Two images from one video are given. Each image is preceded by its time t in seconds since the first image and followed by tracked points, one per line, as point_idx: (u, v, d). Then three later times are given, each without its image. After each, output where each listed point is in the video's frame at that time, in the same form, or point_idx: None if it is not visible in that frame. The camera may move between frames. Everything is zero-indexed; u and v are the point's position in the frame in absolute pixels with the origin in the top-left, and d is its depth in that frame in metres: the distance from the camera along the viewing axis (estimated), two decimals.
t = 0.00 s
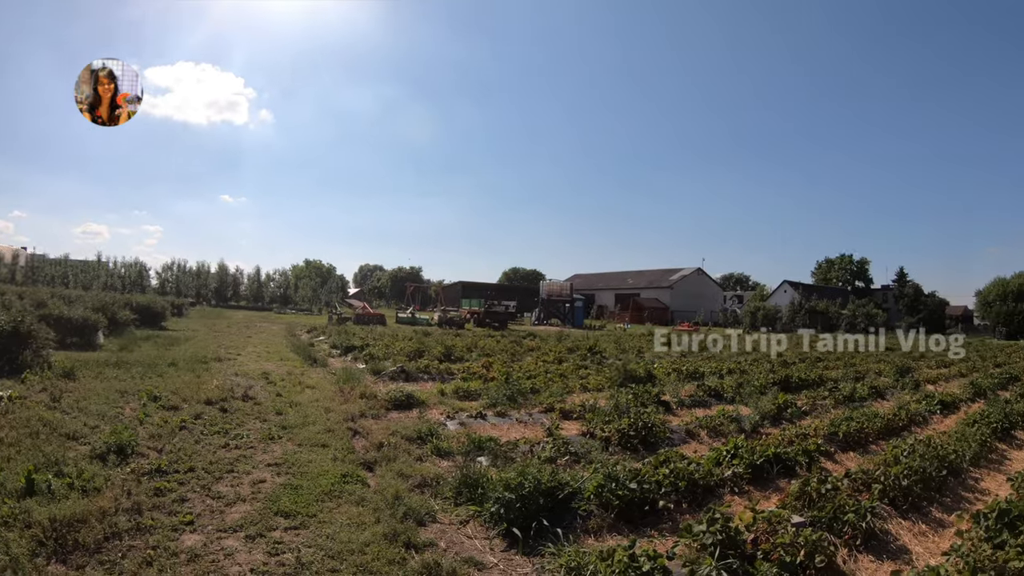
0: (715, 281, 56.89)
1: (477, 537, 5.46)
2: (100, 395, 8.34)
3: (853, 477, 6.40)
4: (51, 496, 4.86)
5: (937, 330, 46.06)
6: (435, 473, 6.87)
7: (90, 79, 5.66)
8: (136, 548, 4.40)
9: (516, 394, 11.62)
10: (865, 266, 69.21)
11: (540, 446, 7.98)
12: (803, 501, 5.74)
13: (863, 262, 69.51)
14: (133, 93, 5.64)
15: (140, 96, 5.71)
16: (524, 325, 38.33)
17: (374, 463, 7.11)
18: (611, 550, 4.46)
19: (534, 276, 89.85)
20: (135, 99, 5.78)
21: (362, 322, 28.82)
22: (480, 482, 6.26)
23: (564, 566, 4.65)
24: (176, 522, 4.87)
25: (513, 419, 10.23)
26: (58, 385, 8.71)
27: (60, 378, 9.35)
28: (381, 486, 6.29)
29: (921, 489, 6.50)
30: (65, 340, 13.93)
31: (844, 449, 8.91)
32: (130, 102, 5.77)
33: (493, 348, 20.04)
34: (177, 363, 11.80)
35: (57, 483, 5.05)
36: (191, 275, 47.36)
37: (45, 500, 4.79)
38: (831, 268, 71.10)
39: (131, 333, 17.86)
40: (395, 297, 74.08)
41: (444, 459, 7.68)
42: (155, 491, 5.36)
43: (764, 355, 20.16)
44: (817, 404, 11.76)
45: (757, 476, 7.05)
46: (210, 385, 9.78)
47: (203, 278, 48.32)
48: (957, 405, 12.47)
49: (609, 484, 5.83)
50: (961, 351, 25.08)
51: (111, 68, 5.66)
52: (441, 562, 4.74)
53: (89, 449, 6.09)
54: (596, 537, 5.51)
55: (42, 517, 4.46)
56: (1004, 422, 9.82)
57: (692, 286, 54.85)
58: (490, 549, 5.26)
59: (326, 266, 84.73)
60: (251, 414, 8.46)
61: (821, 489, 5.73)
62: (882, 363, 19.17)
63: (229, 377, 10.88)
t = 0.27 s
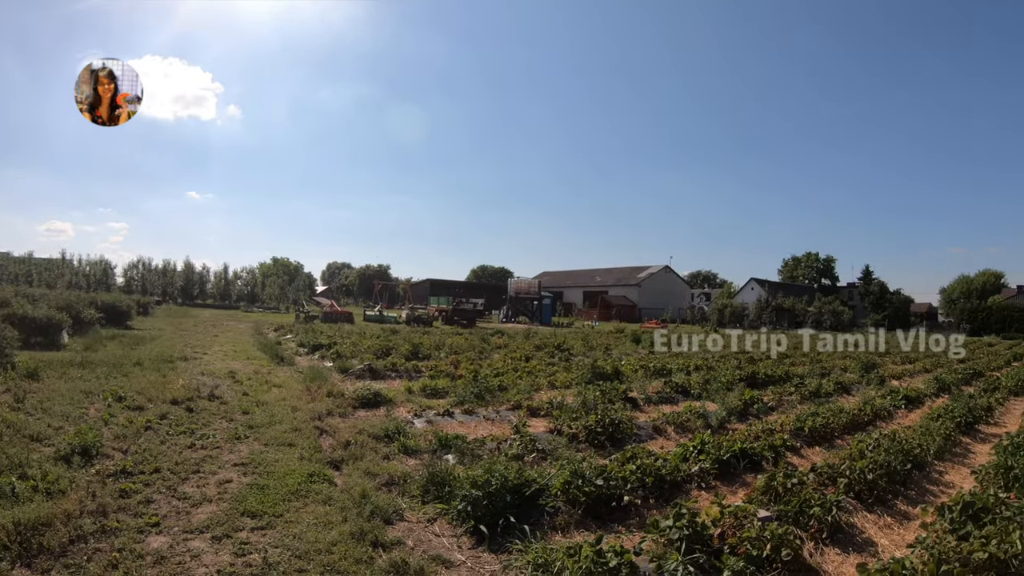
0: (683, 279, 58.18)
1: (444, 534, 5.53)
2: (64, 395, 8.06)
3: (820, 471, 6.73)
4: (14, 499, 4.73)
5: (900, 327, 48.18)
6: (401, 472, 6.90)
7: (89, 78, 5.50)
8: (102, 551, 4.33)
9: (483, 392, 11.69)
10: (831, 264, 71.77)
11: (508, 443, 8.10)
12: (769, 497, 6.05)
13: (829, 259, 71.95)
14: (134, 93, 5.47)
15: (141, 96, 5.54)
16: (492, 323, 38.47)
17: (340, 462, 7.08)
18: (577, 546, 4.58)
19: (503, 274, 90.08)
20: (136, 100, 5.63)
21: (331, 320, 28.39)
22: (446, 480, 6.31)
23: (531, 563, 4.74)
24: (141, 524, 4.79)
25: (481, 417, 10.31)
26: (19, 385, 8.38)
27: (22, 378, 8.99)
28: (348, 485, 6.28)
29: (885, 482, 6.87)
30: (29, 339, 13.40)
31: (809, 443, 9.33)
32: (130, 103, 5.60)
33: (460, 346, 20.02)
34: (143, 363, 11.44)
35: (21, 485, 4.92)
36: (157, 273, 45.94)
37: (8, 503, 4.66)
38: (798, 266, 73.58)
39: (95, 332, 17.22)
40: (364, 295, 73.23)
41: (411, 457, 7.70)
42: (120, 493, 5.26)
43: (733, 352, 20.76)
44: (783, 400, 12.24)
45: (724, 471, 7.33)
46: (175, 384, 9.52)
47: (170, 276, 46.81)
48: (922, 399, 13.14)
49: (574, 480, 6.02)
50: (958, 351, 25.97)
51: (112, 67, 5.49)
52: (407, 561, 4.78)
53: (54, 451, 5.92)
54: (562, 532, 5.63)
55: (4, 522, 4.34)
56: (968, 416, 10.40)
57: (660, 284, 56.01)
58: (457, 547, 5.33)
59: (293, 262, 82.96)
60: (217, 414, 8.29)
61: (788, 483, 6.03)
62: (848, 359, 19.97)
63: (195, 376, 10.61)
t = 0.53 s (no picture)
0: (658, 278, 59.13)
1: (416, 533, 5.58)
2: (33, 396, 7.82)
3: (792, 468, 6.95)
4: None
5: (872, 327, 50.63)
6: (374, 471, 6.92)
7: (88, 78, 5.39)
8: (73, 554, 4.27)
9: (455, 391, 11.72)
10: (803, 264, 73.88)
11: (481, 442, 8.19)
12: (741, 493, 6.27)
13: (802, 259, 73.99)
14: (134, 93, 5.36)
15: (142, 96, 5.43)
16: (466, 322, 38.46)
17: (313, 461, 7.06)
18: (548, 545, 4.68)
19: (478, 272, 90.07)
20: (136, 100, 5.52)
21: (305, 319, 27.99)
22: (418, 480, 6.35)
23: (503, 562, 4.81)
24: (113, 526, 4.73)
25: (454, 416, 10.36)
26: None
27: None
28: (320, 485, 6.27)
29: (856, 479, 7.17)
30: None
31: (781, 440, 9.66)
32: (130, 103, 5.49)
33: (432, 345, 20.00)
34: (115, 362, 11.14)
35: None
36: (129, 272, 44.74)
37: None
38: (772, 265, 75.57)
39: (66, 330, 16.71)
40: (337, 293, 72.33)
41: (383, 456, 7.72)
42: (91, 494, 5.17)
43: (706, 351, 21.25)
44: (756, 398, 12.63)
45: (696, 468, 7.55)
46: (146, 384, 9.30)
47: (141, 274, 45.57)
48: (892, 397, 13.68)
49: (546, 479, 6.13)
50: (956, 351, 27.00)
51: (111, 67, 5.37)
52: (381, 560, 4.82)
53: (23, 453, 5.77)
54: (534, 530, 5.74)
55: None
56: (937, 414, 10.88)
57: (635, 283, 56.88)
58: (430, 546, 5.39)
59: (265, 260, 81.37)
60: (189, 414, 8.15)
61: (759, 481, 6.26)
62: (819, 358, 20.62)
63: (166, 376, 10.39)
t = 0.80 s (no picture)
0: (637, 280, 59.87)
1: (394, 536, 5.60)
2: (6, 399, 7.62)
3: (768, 468, 7.15)
4: None
5: (849, 328, 52.44)
6: (352, 474, 6.91)
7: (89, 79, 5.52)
8: (49, 559, 4.21)
9: (432, 394, 11.71)
10: (780, 265, 75.58)
11: (458, 444, 8.22)
12: (718, 493, 6.44)
13: (778, 261, 75.65)
14: (133, 93, 5.49)
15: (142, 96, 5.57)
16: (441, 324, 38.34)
17: (291, 464, 7.02)
18: (525, 547, 4.74)
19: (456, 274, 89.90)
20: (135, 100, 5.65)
21: (283, 321, 27.63)
22: (396, 482, 6.35)
23: (481, 564, 4.86)
24: (90, 531, 4.66)
25: (431, 418, 10.37)
26: None
27: None
28: (298, 488, 6.24)
29: (832, 478, 7.40)
30: None
31: (758, 440, 9.92)
32: (130, 103, 5.64)
33: (409, 347, 19.92)
34: (90, 366, 10.87)
35: None
36: (104, 274, 43.82)
37: None
38: (748, 267, 77.11)
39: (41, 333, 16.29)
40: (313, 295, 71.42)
41: (360, 458, 7.71)
42: (67, 498, 5.09)
43: (685, 352, 21.63)
44: (732, 399, 12.92)
45: (674, 469, 7.72)
46: (121, 387, 9.11)
47: (116, 276, 44.55)
48: (869, 397, 14.14)
49: (525, 480, 6.20)
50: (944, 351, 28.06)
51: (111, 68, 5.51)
52: (359, 563, 4.83)
53: None
54: (511, 532, 5.81)
55: None
56: (912, 414, 11.26)
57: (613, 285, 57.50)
58: (409, 548, 5.42)
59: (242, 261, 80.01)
60: (166, 417, 8.02)
61: (736, 481, 6.42)
62: (796, 359, 21.12)
63: (142, 379, 10.19)
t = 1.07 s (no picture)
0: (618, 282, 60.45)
1: (375, 539, 5.62)
2: None
3: (746, 469, 7.34)
4: None
5: (827, 329, 53.61)
6: (330, 476, 6.90)
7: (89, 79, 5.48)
8: (28, 565, 4.15)
9: (411, 396, 11.69)
10: (759, 267, 76.97)
11: (438, 446, 8.25)
12: (697, 493, 6.58)
13: (757, 263, 77.04)
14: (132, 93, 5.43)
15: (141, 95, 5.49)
16: (420, 325, 38.26)
17: (270, 467, 6.98)
18: (505, 548, 4.81)
19: (437, 275, 89.76)
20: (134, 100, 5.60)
21: (263, 323, 27.28)
22: (376, 484, 6.36)
23: (461, 565, 4.92)
24: (69, 535, 4.60)
25: (411, 420, 10.37)
26: None
27: None
28: (278, 492, 6.20)
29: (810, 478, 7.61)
30: None
31: (737, 441, 10.12)
32: (130, 102, 5.60)
33: (389, 348, 19.86)
34: (67, 368, 10.63)
35: None
36: (80, 276, 42.82)
37: None
38: (728, 269, 78.41)
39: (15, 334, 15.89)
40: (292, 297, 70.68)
41: (339, 461, 7.69)
42: (45, 503, 5.00)
43: (665, 354, 21.92)
44: (711, 400, 13.16)
45: (653, 471, 7.87)
46: (99, 390, 8.94)
47: (91, 277, 43.50)
48: (847, 398, 14.53)
49: (505, 481, 6.26)
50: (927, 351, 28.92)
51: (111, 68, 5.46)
52: (339, 566, 4.85)
53: None
54: (491, 535, 5.87)
55: None
56: (889, 414, 11.59)
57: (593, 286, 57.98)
58: (389, 550, 5.44)
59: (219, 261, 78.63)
60: (145, 420, 7.89)
61: (714, 482, 6.59)
62: (774, 360, 21.57)
63: (120, 381, 9.99)
